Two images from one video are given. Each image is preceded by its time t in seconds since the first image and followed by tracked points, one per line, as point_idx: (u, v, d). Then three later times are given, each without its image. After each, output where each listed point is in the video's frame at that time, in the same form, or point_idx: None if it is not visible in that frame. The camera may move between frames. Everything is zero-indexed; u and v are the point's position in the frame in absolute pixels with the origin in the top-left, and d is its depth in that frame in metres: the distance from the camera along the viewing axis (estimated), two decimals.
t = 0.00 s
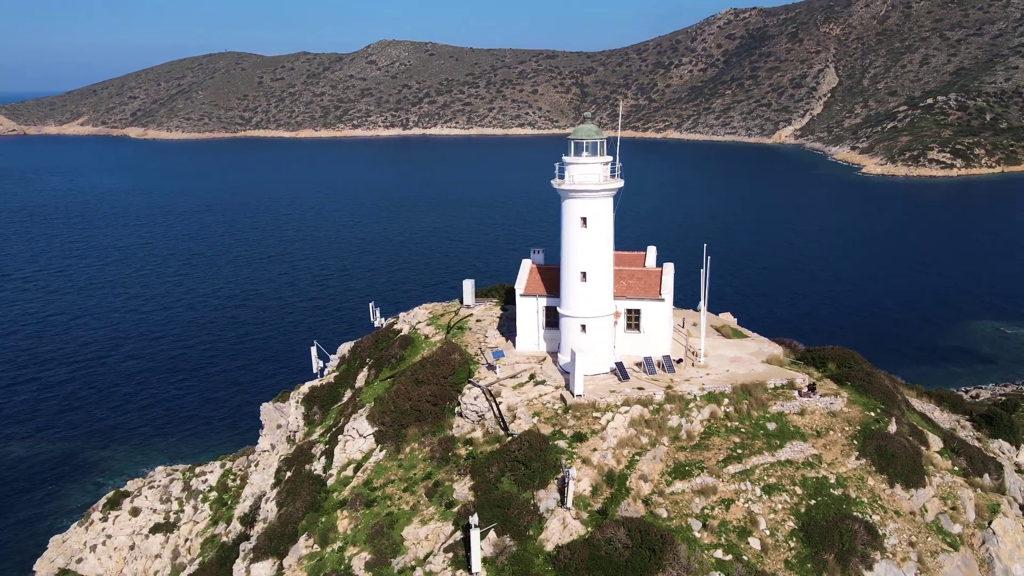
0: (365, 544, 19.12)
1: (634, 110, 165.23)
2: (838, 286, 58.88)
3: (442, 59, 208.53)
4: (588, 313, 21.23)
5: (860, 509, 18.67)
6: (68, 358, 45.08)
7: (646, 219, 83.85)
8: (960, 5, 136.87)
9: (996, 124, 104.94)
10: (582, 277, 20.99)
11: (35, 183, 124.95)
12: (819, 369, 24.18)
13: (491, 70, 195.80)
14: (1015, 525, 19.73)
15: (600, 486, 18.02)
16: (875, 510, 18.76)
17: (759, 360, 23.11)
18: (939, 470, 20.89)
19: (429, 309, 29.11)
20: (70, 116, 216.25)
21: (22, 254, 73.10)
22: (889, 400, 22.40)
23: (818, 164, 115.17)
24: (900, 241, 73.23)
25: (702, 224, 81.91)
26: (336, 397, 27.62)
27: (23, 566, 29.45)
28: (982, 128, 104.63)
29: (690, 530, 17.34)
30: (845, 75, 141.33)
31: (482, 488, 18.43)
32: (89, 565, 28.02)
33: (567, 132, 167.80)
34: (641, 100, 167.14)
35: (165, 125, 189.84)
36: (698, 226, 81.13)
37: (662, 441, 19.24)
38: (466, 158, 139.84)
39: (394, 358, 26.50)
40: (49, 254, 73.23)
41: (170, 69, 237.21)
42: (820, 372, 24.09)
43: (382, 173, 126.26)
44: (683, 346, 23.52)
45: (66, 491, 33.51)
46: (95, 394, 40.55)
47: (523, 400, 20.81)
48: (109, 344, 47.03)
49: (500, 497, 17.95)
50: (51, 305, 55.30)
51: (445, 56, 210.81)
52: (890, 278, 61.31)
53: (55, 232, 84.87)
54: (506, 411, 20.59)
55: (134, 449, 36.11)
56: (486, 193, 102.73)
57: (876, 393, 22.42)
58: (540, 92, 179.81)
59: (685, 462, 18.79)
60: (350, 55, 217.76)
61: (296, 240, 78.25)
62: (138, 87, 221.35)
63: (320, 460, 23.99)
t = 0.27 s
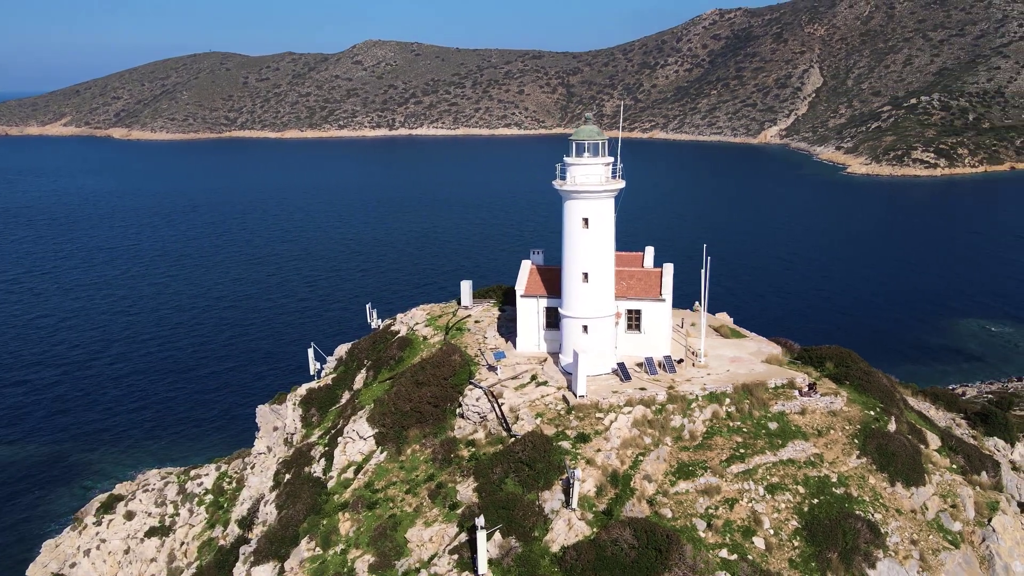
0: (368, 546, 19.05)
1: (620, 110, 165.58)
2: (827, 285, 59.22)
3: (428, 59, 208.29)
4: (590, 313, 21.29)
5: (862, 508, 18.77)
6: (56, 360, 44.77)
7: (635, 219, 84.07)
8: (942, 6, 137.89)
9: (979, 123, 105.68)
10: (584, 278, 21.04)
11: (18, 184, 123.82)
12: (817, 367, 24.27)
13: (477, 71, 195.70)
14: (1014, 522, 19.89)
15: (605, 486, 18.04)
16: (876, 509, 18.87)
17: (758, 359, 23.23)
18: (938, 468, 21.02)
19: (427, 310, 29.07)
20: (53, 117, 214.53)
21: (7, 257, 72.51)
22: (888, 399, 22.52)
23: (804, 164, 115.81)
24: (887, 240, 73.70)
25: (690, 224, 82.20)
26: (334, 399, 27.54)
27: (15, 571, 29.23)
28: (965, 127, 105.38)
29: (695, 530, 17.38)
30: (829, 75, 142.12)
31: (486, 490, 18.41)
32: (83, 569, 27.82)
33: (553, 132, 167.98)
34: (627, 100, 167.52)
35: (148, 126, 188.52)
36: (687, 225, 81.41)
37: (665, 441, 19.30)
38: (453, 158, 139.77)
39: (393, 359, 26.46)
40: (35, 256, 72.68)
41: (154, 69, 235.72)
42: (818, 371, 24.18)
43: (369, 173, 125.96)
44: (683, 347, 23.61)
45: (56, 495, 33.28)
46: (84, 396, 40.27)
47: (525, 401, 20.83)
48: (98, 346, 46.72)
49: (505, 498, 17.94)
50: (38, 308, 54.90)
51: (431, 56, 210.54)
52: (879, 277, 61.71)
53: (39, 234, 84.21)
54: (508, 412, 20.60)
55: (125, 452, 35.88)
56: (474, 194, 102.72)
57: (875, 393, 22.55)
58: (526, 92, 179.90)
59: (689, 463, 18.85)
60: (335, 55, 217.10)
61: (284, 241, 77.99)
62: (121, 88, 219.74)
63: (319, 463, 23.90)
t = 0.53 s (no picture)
0: (371, 548, 18.98)
1: (604, 111, 165.90)
2: (815, 284, 59.57)
3: (411, 59, 207.93)
4: (592, 314, 21.36)
5: (865, 506, 18.89)
6: (43, 363, 44.36)
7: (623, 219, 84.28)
8: (923, 6, 139.05)
9: (959, 123, 106.64)
10: (587, 279, 21.11)
11: None
12: (815, 366, 24.39)
13: (461, 71, 195.59)
14: (1013, 520, 20.08)
15: (610, 487, 18.08)
16: (879, 507, 18.99)
17: (758, 359, 23.35)
18: (937, 466, 21.19)
19: (424, 312, 29.04)
20: (33, 118, 212.54)
21: None
22: (886, 398, 22.69)
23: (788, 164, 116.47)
24: (873, 239, 74.20)
25: (679, 224, 82.46)
26: (332, 401, 27.45)
27: None
28: (945, 127, 106.30)
29: (701, 530, 17.43)
30: (811, 76, 142.97)
31: (491, 492, 18.40)
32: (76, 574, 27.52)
33: (538, 132, 168.03)
34: (611, 100, 167.87)
35: (130, 127, 187.12)
36: (675, 225, 81.66)
37: (669, 442, 19.37)
38: (438, 159, 139.63)
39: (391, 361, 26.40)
40: (18, 258, 72.01)
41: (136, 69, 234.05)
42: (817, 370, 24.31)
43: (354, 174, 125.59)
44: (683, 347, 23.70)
45: (46, 500, 32.99)
46: (72, 399, 39.93)
47: (528, 402, 20.86)
48: (85, 349, 46.35)
49: (510, 500, 17.94)
50: (23, 310, 54.42)
51: (415, 57, 210.20)
52: (866, 276, 62.10)
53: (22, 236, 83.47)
54: (511, 414, 20.61)
55: (115, 455, 35.58)
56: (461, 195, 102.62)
57: (873, 391, 22.70)
58: (511, 93, 179.92)
59: (693, 463, 18.93)
60: (318, 56, 216.33)
61: (271, 242, 77.59)
62: (101, 88, 217.93)
63: (319, 465, 23.81)
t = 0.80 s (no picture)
0: (375, 550, 18.90)
1: (588, 111, 166.12)
2: (802, 283, 59.87)
3: (395, 59, 207.40)
4: (594, 314, 21.41)
5: (867, 504, 18.98)
6: (29, 366, 43.92)
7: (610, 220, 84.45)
8: (903, 7, 140.09)
9: (940, 123, 107.53)
10: (589, 280, 21.16)
11: None
12: (814, 365, 24.52)
13: (444, 71, 195.31)
14: (1011, 517, 20.26)
15: (615, 487, 18.11)
16: (881, 505, 19.08)
17: (757, 359, 23.46)
18: (937, 465, 21.33)
19: (421, 313, 28.99)
20: (12, 119, 210.37)
21: None
22: (885, 396, 22.83)
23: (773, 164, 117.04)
24: (859, 238, 74.69)
25: (666, 223, 82.71)
26: (330, 403, 27.37)
27: None
28: (926, 127, 107.17)
29: (707, 529, 17.48)
30: (793, 76, 143.72)
31: (496, 493, 18.38)
32: None
33: (522, 132, 167.98)
34: (595, 100, 168.11)
35: (111, 127, 185.59)
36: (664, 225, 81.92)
37: (673, 441, 19.44)
38: (422, 160, 139.34)
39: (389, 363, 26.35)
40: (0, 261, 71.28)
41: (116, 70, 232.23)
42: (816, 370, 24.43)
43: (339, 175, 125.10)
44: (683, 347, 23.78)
45: (34, 506, 32.61)
46: (59, 403, 39.53)
47: (531, 403, 20.88)
48: (71, 352, 45.90)
49: (516, 501, 17.93)
50: (7, 313, 53.85)
51: (399, 57, 209.73)
52: (853, 275, 62.48)
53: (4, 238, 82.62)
54: (515, 415, 20.62)
55: (104, 460, 35.23)
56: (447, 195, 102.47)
57: (872, 390, 22.84)
58: (494, 93, 179.82)
59: (697, 463, 18.99)
60: (301, 56, 215.44)
61: (257, 243, 77.19)
62: (81, 88, 216.00)
63: (319, 467, 23.71)
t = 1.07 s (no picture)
0: (378, 552, 18.81)
1: (574, 111, 166.31)
2: (791, 283, 60.17)
3: (381, 60, 206.97)
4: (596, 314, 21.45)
5: (868, 502, 19.05)
6: (16, 369, 43.50)
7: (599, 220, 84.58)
8: (887, 8, 141.03)
9: (923, 123, 108.35)
10: (590, 280, 21.20)
11: None
12: (812, 364, 24.60)
13: (430, 71, 195.06)
14: (1009, 514, 20.39)
15: (620, 487, 18.13)
16: (882, 503, 19.17)
17: (757, 358, 23.55)
18: (936, 462, 21.44)
19: (418, 314, 28.93)
20: None
21: None
22: (883, 396, 22.94)
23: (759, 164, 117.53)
24: (847, 237, 75.11)
25: (656, 224, 82.95)
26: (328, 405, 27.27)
27: None
28: (910, 127, 107.92)
29: (711, 529, 17.52)
30: (778, 76, 144.38)
31: (500, 494, 18.37)
32: None
33: (508, 132, 167.96)
34: (581, 100, 168.35)
35: (94, 128, 184.15)
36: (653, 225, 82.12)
37: (676, 441, 19.50)
38: (408, 160, 139.10)
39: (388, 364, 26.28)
40: None
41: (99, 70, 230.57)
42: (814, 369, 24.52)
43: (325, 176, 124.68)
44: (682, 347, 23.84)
45: (24, 510, 32.30)
46: (48, 406, 39.18)
47: (533, 404, 20.90)
48: (59, 354, 45.51)
49: (521, 502, 17.91)
50: None
51: (384, 57, 209.31)
52: (842, 274, 62.80)
53: None
54: (517, 416, 20.63)
55: (95, 463, 34.92)
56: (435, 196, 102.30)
57: (871, 389, 22.95)
58: (481, 94, 179.72)
59: (700, 463, 19.04)
60: (287, 56, 214.65)
61: (244, 244, 76.81)
62: (64, 88, 214.29)
63: (319, 470, 23.60)
